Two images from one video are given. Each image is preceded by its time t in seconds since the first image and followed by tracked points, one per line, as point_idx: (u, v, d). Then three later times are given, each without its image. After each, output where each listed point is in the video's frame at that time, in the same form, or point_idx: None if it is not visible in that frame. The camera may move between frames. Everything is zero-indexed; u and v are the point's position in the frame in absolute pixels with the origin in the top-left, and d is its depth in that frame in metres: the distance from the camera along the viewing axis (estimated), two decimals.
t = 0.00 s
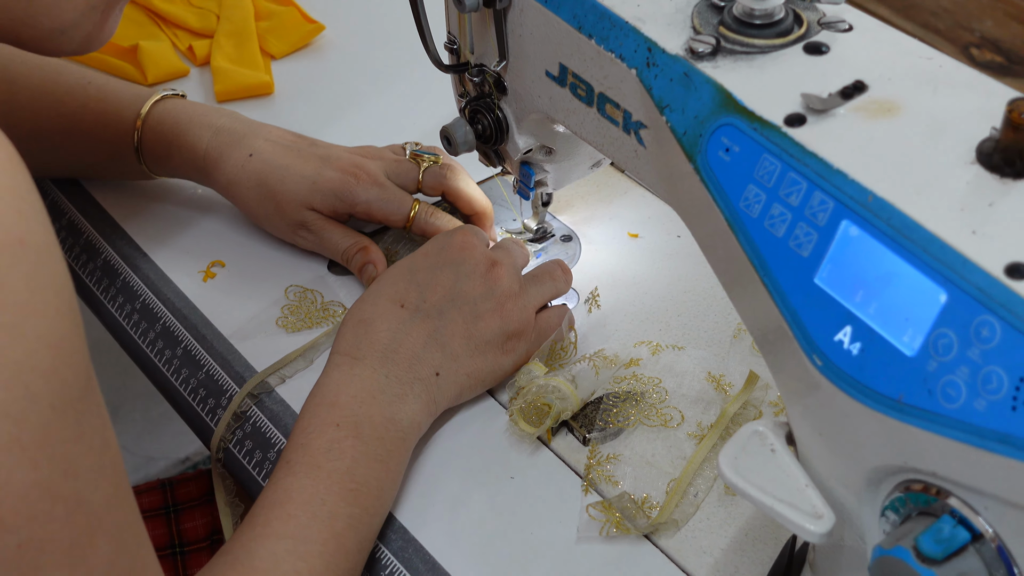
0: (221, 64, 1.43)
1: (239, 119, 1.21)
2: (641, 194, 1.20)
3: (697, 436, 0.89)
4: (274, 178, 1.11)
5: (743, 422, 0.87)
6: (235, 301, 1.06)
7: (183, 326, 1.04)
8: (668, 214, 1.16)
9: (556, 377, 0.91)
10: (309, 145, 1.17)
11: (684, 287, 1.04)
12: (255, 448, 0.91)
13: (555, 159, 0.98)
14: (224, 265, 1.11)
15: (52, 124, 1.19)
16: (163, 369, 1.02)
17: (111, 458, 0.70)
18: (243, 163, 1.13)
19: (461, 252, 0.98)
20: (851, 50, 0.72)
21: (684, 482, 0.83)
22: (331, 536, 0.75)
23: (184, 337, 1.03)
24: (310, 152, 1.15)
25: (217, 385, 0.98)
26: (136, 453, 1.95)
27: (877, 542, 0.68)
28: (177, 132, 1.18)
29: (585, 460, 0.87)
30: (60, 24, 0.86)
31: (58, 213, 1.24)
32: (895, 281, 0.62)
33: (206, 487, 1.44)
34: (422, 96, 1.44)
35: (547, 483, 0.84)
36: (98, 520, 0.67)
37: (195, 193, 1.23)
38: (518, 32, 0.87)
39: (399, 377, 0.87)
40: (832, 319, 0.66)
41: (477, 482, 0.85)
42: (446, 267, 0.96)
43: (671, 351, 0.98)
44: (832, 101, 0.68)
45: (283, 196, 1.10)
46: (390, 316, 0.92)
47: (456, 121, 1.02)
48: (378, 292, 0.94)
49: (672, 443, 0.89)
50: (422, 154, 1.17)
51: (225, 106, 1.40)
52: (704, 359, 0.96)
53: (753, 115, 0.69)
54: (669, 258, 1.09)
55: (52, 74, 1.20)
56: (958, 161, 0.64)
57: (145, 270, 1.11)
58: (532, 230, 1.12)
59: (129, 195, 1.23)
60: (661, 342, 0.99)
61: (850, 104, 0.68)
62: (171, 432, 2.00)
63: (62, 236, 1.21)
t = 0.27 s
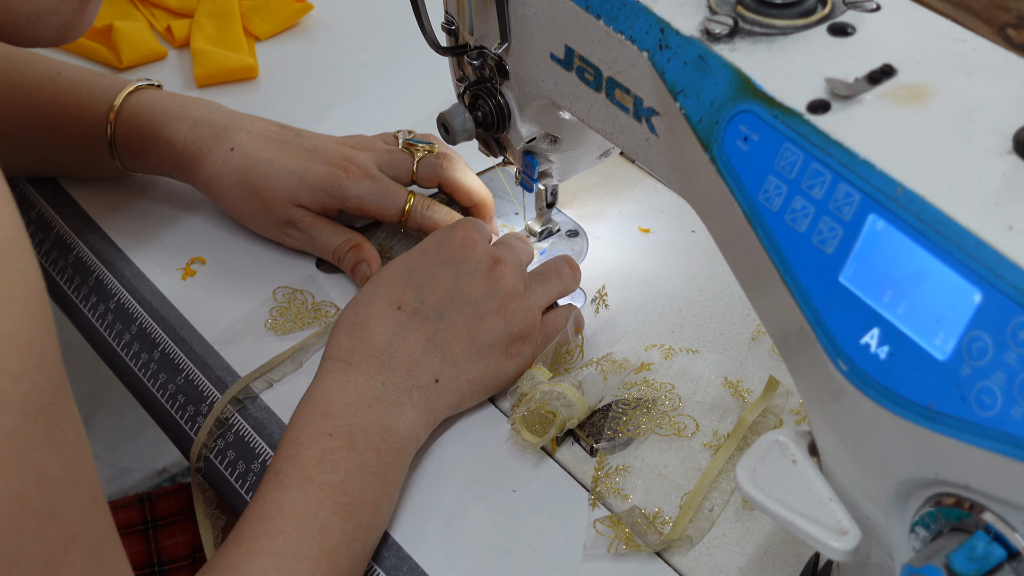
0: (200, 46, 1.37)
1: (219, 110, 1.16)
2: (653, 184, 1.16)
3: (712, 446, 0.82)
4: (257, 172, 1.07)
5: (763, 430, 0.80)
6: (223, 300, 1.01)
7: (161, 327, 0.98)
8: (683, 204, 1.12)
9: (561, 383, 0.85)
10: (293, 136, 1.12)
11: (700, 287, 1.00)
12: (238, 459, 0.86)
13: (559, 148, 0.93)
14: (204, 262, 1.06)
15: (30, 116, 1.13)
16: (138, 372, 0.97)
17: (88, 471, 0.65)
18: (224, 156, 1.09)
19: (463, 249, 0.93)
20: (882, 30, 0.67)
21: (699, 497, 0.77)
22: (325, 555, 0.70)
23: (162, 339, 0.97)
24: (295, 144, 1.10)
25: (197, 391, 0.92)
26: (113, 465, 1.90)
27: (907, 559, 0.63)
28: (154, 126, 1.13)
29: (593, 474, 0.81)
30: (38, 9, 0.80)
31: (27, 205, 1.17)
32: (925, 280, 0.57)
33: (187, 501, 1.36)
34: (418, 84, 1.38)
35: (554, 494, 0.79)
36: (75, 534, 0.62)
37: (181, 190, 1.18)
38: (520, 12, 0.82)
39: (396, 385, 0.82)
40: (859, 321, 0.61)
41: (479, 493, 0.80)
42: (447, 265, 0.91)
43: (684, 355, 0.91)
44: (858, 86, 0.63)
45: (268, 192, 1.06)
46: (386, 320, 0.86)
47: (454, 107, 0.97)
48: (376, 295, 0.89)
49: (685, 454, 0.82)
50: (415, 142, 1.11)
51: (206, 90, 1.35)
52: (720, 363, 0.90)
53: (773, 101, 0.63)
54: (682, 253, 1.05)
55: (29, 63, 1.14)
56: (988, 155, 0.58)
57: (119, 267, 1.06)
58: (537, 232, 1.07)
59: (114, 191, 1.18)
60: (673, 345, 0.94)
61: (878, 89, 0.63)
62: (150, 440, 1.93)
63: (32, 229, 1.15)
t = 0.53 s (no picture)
0: (177, 28, 1.32)
1: (197, 97, 1.11)
2: (661, 177, 1.09)
3: (726, 457, 0.78)
4: (236, 164, 1.02)
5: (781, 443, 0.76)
6: (205, 301, 0.96)
7: (136, 331, 0.94)
8: (693, 197, 1.05)
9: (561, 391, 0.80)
10: (275, 125, 1.08)
11: (712, 285, 0.94)
12: (217, 471, 0.82)
13: (562, 138, 0.87)
14: (182, 261, 1.01)
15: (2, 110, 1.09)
16: (110, 377, 0.92)
17: (50, 485, 0.61)
18: (202, 147, 1.04)
19: (442, 250, 0.89)
20: (905, 11, 0.63)
21: (712, 512, 0.73)
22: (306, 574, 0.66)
23: (137, 343, 0.93)
24: (277, 133, 1.06)
25: (174, 399, 0.88)
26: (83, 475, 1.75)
27: None
28: (128, 117, 1.09)
29: (599, 488, 0.76)
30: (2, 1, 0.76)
31: None
32: (954, 281, 0.52)
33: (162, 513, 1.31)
34: (410, 73, 1.33)
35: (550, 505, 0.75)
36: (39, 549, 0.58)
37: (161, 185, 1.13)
38: None
39: (382, 390, 0.78)
40: (882, 324, 0.56)
41: (471, 504, 0.76)
42: (426, 268, 0.87)
43: (696, 357, 0.87)
44: (883, 73, 0.58)
45: (247, 184, 1.01)
46: (367, 322, 0.83)
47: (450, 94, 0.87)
48: (353, 299, 0.85)
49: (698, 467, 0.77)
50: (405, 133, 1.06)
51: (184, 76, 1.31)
52: (733, 367, 0.86)
53: (791, 89, 0.59)
54: (695, 252, 0.98)
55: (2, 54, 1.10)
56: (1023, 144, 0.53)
57: (92, 266, 1.01)
58: (537, 229, 1.01)
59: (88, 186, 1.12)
60: (684, 346, 0.88)
61: (903, 76, 0.58)
62: (124, 448, 1.81)
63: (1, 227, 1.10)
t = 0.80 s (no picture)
0: (156, 14, 1.24)
1: (158, 68, 1.07)
2: (667, 172, 1.04)
3: (735, 468, 0.73)
4: (198, 131, 0.98)
5: (794, 452, 0.71)
6: (188, 305, 0.90)
7: (111, 333, 0.88)
8: (701, 194, 1.01)
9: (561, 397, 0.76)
10: (239, 91, 1.04)
11: (721, 287, 0.89)
12: (198, 482, 0.76)
13: (562, 131, 0.81)
14: (160, 260, 0.95)
15: None
16: (82, 381, 0.86)
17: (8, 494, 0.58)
18: (163, 114, 1.00)
19: (423, 246, 0.85)
20: None
21: (720, 524, 0.68)
22: None
23: (112, 346, 0.87)
24: (242, 98, 1.02)
25: (152, 405, 0.82)
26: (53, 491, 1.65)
27: None
28: (86, 94, 1.03)
29: (600, 500, 0.72)
30: None
31: None
32: (979, 282, 0.48)
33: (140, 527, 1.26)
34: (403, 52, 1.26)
35: (553, 520, 0.71)
36: None
37: (143, 176, 1.06)
38: None
39: (371, 405, 0.74)
40: (900, 326, 0.52)
41: (468, 520, 0.71)
42: (407, 265, 0.84)
43: (704, 363, 0.82)
44: (900, 63, 0.54)
45: (208, 150, 0.97)
46: (350, 334, 0.79)
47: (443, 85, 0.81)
48: (336, 308, 0.81)
49: (706, 477, 0.73)
50: (386, 119, 1.03)
51: (164, 63, 1.22)
52: (743, 373, 0.81)
53: (804, 79, 0.54)
54: (702, 249, 0.94)
55: None
56: None
57: (65, 266, 0.94)
58: (537, 227, 0.95)
59: (65, 183, 1.05)
60: (691, 352, 0.83)
61: (921, 65, 0.54)
62: (98, 457, 1.70)
63: None
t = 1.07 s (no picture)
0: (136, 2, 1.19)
1: (128, 56, 1.01)
2: (675, 169, 1.01)
3: (745, 479, 0.70)
4: (156, 119, 0.91)
5: (807, 462, 0.68)
6: (169, 308, 0.86)
7: (90, 337, 0.85)
8: (708, 191, 0.98)
9: (555, 428, 0.71)
10: (206, 78, 0.96)
11: (731, 290, 0.86)
12: (181, 494, 0.73)
13: (564, 126, 0.77)
14: (141, 260, 0.92)
15: None
16: (60, 387, 0.83)
17: None
18: (124, 102, 0.94)
19: (453, 273, 0.73)
20: None
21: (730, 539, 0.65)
22: None
23: (92, 351, 0.84)
24: (204, 84, 0.94)
25: (132, 413, 0.79)
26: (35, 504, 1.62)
27: None
28: (51, 82, 0.99)
29: (603, 514, 0.68)
30: None
31: None
32: (1002, 285, 0.43)
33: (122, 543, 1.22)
34: (395, 47, 1.22)
35: (554, 538, 0.67)
36: None
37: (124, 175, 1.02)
38: None
39: (364, 443, 0.66)
40: (919, 330, 0.48)
41: (463, 538, 0.68)
42: (435, 295, 0.71)
43: (712, 368, 0.79)
44: (918, 53, 0.50)
45: (164, 141, 0.90)
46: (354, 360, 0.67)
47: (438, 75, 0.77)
48: (351, 323, 0.68)
49: (715, 488, 0.70)
50: (349, 117, 0.93)
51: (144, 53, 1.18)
52: (755, 378, 0.78)
53: (817, 70, 0.50)
54: (711, 251, 0.91)
55: None
56: None
57: (42, 267, 0.92)
58: (538, 226, 0.93)
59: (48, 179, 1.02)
60: (699, 356, 0.80)
61: (942, 57, 0.50)
62: (76, 467, 1.67)
63: None
